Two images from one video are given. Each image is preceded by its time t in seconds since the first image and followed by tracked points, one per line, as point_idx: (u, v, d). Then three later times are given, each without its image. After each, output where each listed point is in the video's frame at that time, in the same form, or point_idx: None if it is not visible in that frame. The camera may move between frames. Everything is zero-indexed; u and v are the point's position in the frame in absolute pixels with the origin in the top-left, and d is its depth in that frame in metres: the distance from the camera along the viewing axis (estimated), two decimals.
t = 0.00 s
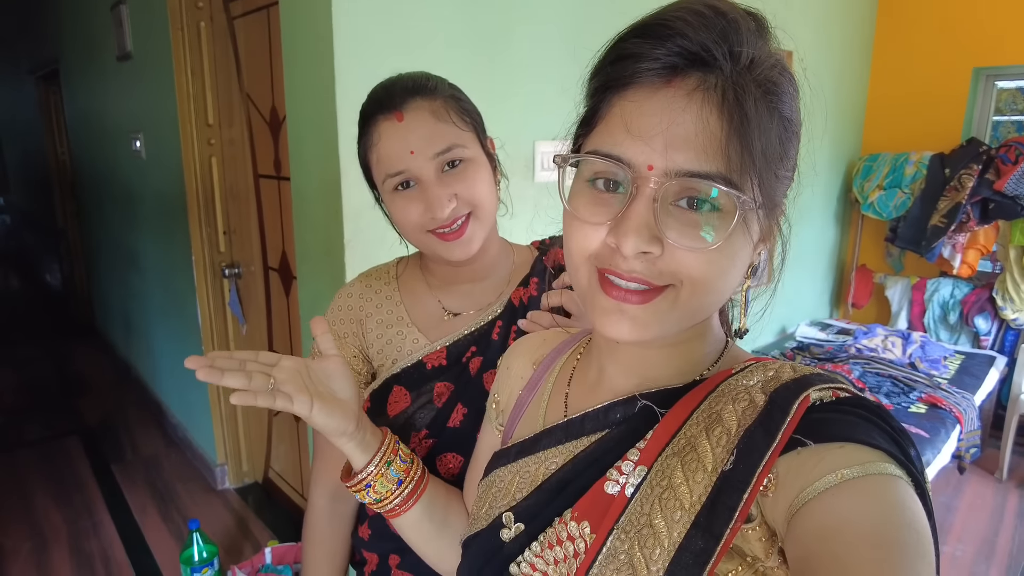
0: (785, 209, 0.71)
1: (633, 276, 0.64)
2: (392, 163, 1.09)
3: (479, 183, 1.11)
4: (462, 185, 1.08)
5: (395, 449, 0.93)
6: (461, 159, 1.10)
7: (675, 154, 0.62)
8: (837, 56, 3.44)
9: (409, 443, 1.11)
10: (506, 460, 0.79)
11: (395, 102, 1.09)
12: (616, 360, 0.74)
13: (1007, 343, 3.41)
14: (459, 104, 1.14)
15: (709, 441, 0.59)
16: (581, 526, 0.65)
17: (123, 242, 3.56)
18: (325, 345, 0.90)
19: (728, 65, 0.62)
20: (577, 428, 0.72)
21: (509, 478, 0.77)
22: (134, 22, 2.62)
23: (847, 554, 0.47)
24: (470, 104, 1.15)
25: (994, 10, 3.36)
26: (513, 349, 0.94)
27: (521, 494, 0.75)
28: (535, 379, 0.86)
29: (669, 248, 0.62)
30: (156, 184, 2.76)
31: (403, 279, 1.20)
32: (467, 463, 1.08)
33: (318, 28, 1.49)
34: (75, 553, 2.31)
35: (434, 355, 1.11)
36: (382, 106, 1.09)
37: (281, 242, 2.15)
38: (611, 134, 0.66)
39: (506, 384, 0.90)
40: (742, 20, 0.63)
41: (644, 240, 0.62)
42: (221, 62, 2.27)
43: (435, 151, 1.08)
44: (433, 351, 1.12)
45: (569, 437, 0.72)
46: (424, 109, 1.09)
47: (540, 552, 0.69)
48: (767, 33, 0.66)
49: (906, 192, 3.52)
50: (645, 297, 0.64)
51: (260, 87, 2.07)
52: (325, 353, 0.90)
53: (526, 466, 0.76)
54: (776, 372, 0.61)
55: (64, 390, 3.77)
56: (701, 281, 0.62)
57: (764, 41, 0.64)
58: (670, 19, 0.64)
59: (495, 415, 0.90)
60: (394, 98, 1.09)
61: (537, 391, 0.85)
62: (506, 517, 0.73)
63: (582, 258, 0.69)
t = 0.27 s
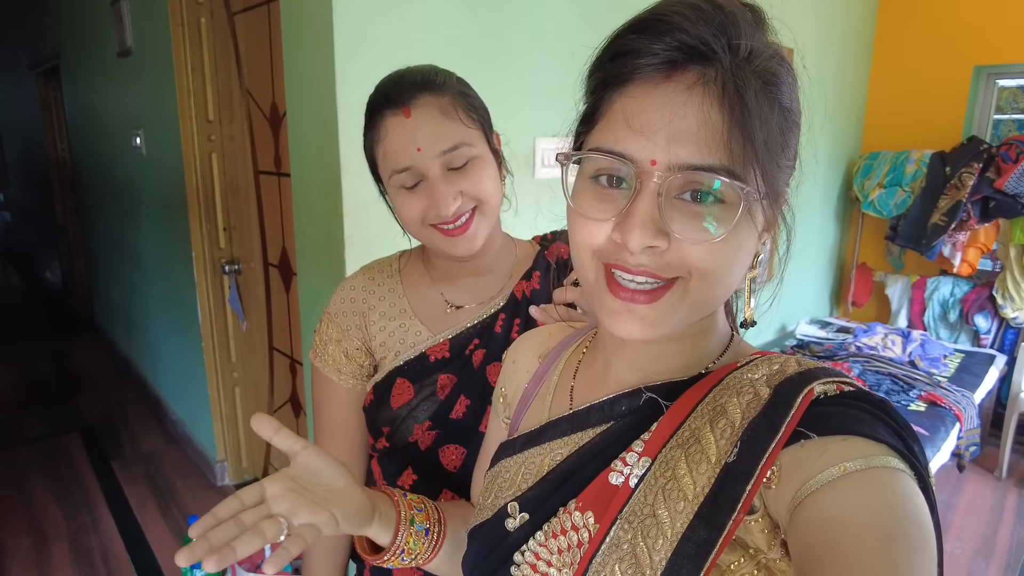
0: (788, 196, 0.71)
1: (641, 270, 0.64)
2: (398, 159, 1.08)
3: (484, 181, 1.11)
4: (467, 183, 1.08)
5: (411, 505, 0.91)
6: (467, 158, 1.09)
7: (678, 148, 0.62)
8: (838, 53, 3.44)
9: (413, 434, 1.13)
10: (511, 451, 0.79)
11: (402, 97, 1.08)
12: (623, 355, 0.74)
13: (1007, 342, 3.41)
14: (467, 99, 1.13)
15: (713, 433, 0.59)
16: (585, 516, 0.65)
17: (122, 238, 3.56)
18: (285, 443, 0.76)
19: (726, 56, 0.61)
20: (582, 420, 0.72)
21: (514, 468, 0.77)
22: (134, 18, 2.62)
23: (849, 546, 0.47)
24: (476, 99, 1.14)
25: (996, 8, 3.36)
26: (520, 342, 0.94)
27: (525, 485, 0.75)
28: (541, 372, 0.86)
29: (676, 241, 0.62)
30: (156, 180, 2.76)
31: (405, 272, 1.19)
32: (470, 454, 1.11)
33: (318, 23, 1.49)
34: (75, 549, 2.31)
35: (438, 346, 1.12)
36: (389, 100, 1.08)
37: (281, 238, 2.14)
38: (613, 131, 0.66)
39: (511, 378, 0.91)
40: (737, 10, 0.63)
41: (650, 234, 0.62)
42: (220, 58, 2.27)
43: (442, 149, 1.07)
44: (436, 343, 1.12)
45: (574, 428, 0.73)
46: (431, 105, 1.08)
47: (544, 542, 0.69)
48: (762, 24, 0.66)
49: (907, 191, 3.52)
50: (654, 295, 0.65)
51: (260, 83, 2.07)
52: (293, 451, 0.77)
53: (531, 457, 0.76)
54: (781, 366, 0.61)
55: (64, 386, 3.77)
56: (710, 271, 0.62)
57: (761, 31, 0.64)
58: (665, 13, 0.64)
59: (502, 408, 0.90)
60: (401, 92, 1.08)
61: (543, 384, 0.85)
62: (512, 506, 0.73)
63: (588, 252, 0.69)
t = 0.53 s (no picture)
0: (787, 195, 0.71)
1: (644, 264, 0.64)
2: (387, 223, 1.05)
3: (478, 223, 1.07)
4: (460, 235, 1.06)
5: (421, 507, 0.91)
6: (460, 212, 1.04)
7: (677, 145, 0.62)
8: (839, 53, 3.44)
9: (414, 427, 1.13)
10: (510, 449, 0.79)
11: (386, 162, 1.00)
12: (624, 353, 0.74)
13: (1007, 342, 3.41)
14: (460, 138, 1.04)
15: (713, 430, 0.59)
16: (585, 513, 0.65)
17: (122, 237, 3.55)
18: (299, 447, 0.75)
19: (724, 53, 0.61)
20: (582, 418, 0.72)
21: (514, 467, 0.77)
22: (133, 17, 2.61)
23: (846, 541, 0.47)
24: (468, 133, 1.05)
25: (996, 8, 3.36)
26: (519, 340, 0.94)
27: (526, 483, 0.74)
28: (541, 370, 0.86)
29: (677, 237, 0.62)
30: (156, 179, 2.76)
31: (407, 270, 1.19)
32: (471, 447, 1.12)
33: (318, 22, 1.49)
34: (74, 548, 2.31)
35: (438, 342, 1.12)
36: (372, 165, 1.02)
37: (280, 237, 2.14)
38: (611, 128, 0.66)
39: (511, 376, 0.90)
40: (735, 10, 0.63)
41: (649, 230, 0.62)
42: (220, 58, 2.26)
43: (432, 214, 1.02)
44: (438, 339, 1.12)
45: (574, 426, 0.72)
46: (417, 173, 1.00)
47: (545, 539, 0.69)
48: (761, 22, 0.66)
49: (907, 191, 3.52)
50: (653, 286, 0.64)
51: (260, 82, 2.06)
52: (310, 453, 0.75)
53: (531, 455, 0.76)
54: (780, 363, 0.61)
55: (63, 385, 3.76)
56: (713, 265, 0.62)
57: (759, 29, 0.64)
58: (664, 11, 0.63)
59: (501, 406, 0.90)
60: (384, 156, 1.00)
61: (544, 382, 0.85)
62: (512, 505, 0.73)
63: (586, 244, 0.69)
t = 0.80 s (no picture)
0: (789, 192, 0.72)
1: (658, 250, 0.64)
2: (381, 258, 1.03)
3: (472, 254, 1.05)
4: (455, 268, 1.04)
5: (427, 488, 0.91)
6: (453, 248, 1.02)
7: (699, 132, 0.62)
8: (840, 53, 3.44)
9: (410, 430, 1.13)
10: (507, 446, 0.79)
11: (377, 206, 0.96)
12: (621, 349, 0.74)
13: (1007, 343, 3.41)
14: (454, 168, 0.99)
15: (709, 425, 0.59)
16: (582, 509, 0.65)
17: (122, 236, 3.56)
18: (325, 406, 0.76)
19: (746, 45, 0.62)
20: (579, 414, 0.72)
21: (511, 463, 0.77)
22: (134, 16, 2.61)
23: (842, 535, 0.47)
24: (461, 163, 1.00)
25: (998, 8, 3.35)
26: (514, 337, 0.93)
27: (523, 479, 0.74)
28: (536, 366, 0.86)
29: (693, 225, 0.62)
30: (156, 178, 2.76)
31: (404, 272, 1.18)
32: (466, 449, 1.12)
33: (318, 21, 1.49)
34: (73, 546, 2.31)
35: (434, 346, 1.12)
36: (363, 207, 0.97)
37: (281, 237, 2.14)
38: (630, 113, 0.65)
39: (508, 371, 0.90)
40: (758, 6, 0.65)
41: (668, 218, 0.62)
42: (221, 58, 2.28)
43: (426, 254, 1.00)
44: (433, 343, 1.12)
45: (571, 422, 0.72)
46: (410, 220, 0.97)
47: (542, 535, 0.68)
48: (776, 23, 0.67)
49: (907, 191, 3.51)
50: (664, 281, 0.64)
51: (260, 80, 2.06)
52: (334, 414, 0.76)
53: (528, 451, 0.76)
54: (777, 358, 0.61)
55: (62, 383, 3.77)
56: (725, 258, 0.62)
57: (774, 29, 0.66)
58: None
59: (496, 402, 0.90)
60: (376, 202, 0.96)
61: (539, 377, 0.84)
62: (509, 501, 0.73)
63: (594, 236, 0.68)
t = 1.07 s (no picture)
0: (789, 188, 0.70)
1: (649, 248, 0.63)
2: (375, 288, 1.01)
3: (466, 288, 1.04)
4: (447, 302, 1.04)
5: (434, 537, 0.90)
6: (447, 283, 1.01)
7: (684, 127, 0.62)
8: (841, 54, 3.44)
9: (404, 450, 1.15)
10: (511, 447, 0.78)
11: (374, 242, 0.94)
12: (626, 352, 0.73)
13: (1008, 345, 3.40)
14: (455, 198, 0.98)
15: (716, 428, 0.58)
16: (588, 512, 0.65)
17: (123, 236, 3.55)
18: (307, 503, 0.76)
19: (729, 36, 0.62)
20: (584, 416, 0.71)
21: (515, 465, 0.77)
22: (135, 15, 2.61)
23: (853, 538, 0.47)
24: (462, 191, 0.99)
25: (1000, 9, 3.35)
26: (518, 339, 0.94)
27: (527, 481, 0.74)
28: (540, 368, 0.85)
29: (683, 220, 0.61)
30: (156, 178, 2.75)
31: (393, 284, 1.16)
32: (460, 467, 1.15)
33: (320, 20, 1.48)
34: (73, 546, 2.31)
35: (427, 364, 1.12)
36: (359, 240, 0.95)
37: (281, 237, 2.13)
38: (619, 113, 0.66)
39: (511, 374, 0.90)
40: (744, 2, 0.65)
41: (657, 213, 0.61)
42: (221, 56, 2.26)
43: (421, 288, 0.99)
44: (426, 361, 1.12)
45: (575, 425, 0.72)
46: (408, 258, 0.95)
47: (547, 538, 0.68)
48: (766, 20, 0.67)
49: (908, 193, 3.52)
50: (657, 276, 0.63)
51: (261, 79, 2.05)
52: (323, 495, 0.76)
53: (532, 453, 0.75)
54: (784, 361, 0.60)
55: (61, 383, 3.76)
56: (719, 255, 0.61)
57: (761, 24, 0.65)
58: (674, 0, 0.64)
59: (501, 405, 0.90)
60: (373, 236, 0.93)
61: (543, 379, 0.84)
62: (513, 503, 0.72)
63: (590, 235, 0.68)
